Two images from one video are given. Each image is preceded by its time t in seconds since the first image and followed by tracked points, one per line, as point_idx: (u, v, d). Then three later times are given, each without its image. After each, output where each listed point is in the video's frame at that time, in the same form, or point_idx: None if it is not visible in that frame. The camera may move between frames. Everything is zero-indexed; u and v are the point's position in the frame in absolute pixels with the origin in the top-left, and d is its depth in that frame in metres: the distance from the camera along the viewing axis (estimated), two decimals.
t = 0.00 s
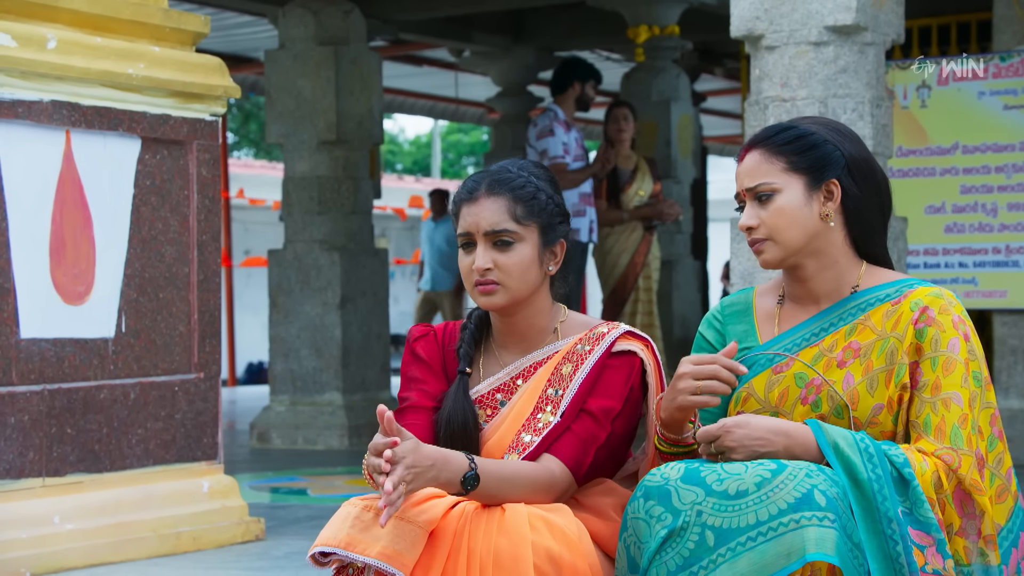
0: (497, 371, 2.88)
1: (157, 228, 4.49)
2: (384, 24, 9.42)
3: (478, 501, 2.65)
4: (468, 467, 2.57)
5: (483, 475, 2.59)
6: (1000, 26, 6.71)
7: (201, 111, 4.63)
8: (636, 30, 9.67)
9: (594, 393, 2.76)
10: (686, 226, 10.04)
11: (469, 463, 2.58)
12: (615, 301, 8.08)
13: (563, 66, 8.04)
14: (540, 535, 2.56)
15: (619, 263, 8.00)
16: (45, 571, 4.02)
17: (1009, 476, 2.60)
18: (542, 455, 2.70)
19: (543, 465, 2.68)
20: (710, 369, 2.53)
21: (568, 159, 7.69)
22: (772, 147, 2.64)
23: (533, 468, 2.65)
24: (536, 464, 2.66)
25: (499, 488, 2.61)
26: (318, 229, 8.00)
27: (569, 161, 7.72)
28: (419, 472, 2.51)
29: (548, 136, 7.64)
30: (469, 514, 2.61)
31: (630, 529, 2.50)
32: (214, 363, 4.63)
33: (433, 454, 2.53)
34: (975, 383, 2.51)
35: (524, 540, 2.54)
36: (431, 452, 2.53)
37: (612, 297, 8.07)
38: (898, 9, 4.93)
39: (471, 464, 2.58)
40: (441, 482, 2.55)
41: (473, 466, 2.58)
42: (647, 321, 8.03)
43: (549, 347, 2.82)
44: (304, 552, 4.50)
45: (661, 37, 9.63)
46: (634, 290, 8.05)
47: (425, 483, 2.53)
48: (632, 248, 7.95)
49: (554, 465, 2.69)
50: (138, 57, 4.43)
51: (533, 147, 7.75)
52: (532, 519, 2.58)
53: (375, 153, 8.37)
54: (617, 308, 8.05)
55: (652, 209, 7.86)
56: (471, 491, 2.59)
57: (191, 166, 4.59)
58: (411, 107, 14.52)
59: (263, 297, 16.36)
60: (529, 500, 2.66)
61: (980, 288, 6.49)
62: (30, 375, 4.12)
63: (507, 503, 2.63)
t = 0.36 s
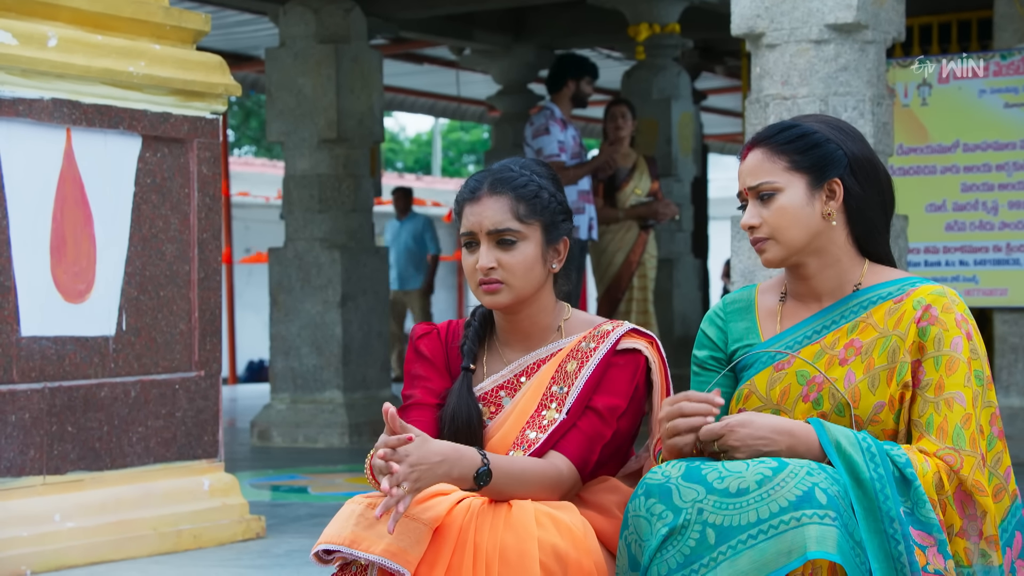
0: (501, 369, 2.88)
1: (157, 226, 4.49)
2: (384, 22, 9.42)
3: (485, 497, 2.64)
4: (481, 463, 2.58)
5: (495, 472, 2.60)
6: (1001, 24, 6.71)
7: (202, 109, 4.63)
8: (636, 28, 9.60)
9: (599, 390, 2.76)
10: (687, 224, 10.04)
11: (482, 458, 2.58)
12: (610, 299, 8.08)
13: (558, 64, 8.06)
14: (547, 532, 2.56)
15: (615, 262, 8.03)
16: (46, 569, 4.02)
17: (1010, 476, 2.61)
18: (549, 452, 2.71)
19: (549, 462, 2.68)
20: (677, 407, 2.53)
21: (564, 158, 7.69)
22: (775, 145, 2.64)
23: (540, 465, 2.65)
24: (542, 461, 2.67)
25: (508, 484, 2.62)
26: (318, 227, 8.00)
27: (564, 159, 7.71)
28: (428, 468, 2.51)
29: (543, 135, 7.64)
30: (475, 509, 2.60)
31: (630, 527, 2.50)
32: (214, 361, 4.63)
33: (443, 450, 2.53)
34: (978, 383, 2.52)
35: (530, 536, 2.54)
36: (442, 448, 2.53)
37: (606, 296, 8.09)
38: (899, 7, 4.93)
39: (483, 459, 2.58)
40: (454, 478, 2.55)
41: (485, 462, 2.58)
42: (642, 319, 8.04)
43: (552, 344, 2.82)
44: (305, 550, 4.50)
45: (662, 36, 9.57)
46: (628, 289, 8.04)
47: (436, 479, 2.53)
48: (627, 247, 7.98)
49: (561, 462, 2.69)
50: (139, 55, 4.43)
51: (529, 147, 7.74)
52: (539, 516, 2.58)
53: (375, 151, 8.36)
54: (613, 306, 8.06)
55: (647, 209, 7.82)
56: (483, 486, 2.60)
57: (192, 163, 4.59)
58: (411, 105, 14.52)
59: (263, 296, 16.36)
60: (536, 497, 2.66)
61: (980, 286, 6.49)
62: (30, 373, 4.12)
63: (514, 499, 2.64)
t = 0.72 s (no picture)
0: (502, 368, 2.88)
1: (157, 225, 4.49)
2: (384, 21, 9.42)
3: (494, 497, 2.63)
4: (497, 463, 2.58)
5: (511, 472, 2.59)
6: (1000, 23, 6.71)
7: (202, 108, 4.63)
8: (636, 27, 9.47)
9: (604, 389, 2.77)
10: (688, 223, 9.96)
11: (498, 458, 2.58)
12: (608, 299, 8.09)
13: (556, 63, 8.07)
14: (554, 533, 2.57)
15: (613, 263, 8.03)
16: (46, 568, 4.02)
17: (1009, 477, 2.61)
18: (555, 451, 2.70)
19: (558, 461, 2.67)
20: (673, 426, 2.51)
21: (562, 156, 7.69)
22: (776, 144, 2.64)
23: (550, 465, 2.65)
24: (551, 460, 2.66)
25: (522, 487, 2.61)
26: (318, 226, 8.00)
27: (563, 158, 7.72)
28: (445, 468, 2.52)
29: (540, 135, 7.65)
30: (484, 509, 2.59)
31: (630, 526, 2.50)
32: (215, 360, 4.63)
33: (461, 451, 2.54)
34: (978, 385, 2.51)
35: (538, 537, 2.55)
36: (460, 448, 2.54)
37: (604, 297, 8.09)
38: (899, 6, 4.93)
39: (500, 459, 2.58)
40: (471, 478, 2.55)
41: (502, 462, 2.58)
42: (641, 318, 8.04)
43: (555, 343, 2.82)
44: (305, 550, 4.50)
45: (662, 35, 9.53)
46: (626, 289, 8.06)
47: (453, 479, 2.53)
48: (625, 247, 7.98)
49: (569, 462, 2.69)
50: (139, 54, 4.43)
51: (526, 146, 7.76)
52: (547, 517, 2.59)
53: (375, 151, 8.36)
54: (611, 307, 8.07)
55: (647, 209, 7.81)
56: (499, 486, 2.59)
57: (192, 163, 4.59)
58: (411, 105, 14.52)
59: (263, 295, 16.36)
60: (546, 498, 2.66)
61: (980, 285, 6.50)
62: (30, 372, 4.12)
63: (524, 500, 2.63)
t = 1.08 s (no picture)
0: (504, 367, 2.88)
1: (157, 224, 4.49)
2: (384, 20, 9.42)
3: (495, 495, 2.63)
4: (500, 463, 2.57)
5: (513, 471, 2.59)
6: (1000, 21, 6.71)
7: (201, 106, 4.63)
8: (636, 25, 9.48)
9: (605, 389, 2.77)
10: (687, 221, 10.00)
11: (501, 458, 2.57)
12: (609, 299, 8.09)
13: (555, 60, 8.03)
14: (554, 532, 2.57)
15: (614, 261, 8.04)
16: (46, 567, 4.02)
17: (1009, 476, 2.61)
18: (556, 451, 2.70)
19: (558, 461, 2.67)
20: (678, 427, 2.53)
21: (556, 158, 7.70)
22: (784, 142, 2.64)
23: (551, 465, 2.65)
24: (552, 460, 2.66)
25: (520, 485, 2.61)
26: (318, 225, 8.00)
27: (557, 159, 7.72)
28: (448, 468, 2.51)
29: (538, 134, 7.66)
30: (485, 508, 2.60)
31: (630, 523, 2.50)
32: (214, 358, 4.63)
33: (464, 451, 2.53)
34: (982, 385, 2.51)
35: (538, 536, 2.55)
36: (463, 448, 2.53)
37: (605, 296, 8.09)
38: (899, 5, 4.92)
39: (502, 459, 2.57)
40: (474, 477, 2.55)
41: (505, 462, 2.57)
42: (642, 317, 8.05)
43: (556, 342, 2.82)
44: (305, 548, 4.50)
45: (661, 34, 9.51)
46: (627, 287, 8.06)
47: (456, 479, 2.53)
48: (626, 245, 7.98)
49: (570, 462, 2.69)
50: (139, 53, 4.43)
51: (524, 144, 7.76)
52: (547, 516, 2.59)
53: (375, 149, 8.36)
54: (611, 306, 8.08)
55: (647, 206, 7.81)
56: (501, 486, 2.59)
57: (192, 161, 4.59)
58: (411, 104, 14.52)
59: (263, 294, 16.36)
60: (546, 497, 2.65)
61: (980, 284, 6.51)
62: (30, 370, 4.12)
63: (524, 499, 2.63)
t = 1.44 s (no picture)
0: (504, 363, 2.88)
1: (157, 220, 4.49)
2: (384, 17, 9.42)
3: (493, 492, 2.64)
4: (496, 459, 2.58)
5: (510, 469, 2.60)
6: (1001, 18, 6.71)
7: (201, 103, 4.63)
8: (636, 22, 9.28)
9: (604, 385, 2.76)
10: (687, 217, 9.92)
11: (497, 454, 2.58)
12: (609, 296, 8.08)
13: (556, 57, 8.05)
14: (553, 529, 2.57)
15: (614, 257, 8.03)
16: (47, 563, 4.03)
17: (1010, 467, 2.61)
18: (555, 447, 2.71)
19: (556, 458, 2.67)
20: (682, 423, 2.53)
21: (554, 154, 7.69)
22: (793, 136, 2.64)
23: (548, 462, 2.65)
24: (550, 457, 2.66)
25: (518, 481, 2.61)
26: (318, 222, 8.00)
27: (556, 155, 7.71)
28: (444, 464, 2.51)
29: (535, 130, 7.64)
30: (484, 505, 2.60)
31: (631, 519, 2.50)
32: (214, 355, 4.64)
33: (459, 447, 2.54)
34: (987, 379, 2.51)
35: (537, 533, 2.55)
36: (459, 444, 2.53)
37: (605, 293, 8.07)
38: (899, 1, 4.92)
39: (498, 455, 2.58)
40: (470, 473, 2.55)
41: (501, 458, 2.58)
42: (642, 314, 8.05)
43: (556, 340, 2.83)
44: (305, 545, 4.51)
45: (661, 30, 9.40)
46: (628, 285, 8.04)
47: (454, 476, 2.53)
48: (626, 242, 7.98)
49: (568, 458, 2.69)
50: (139, 49, 4.43)
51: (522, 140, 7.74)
52: (546, 512, 2.59)
53: (375, 146, 8.35)
54: (611, 303, 8.08)
55: (647, 203, 7.84)
56: (498, 482, 2.59)
57: (192, 158, 4.59)
58: (410, 101, 14.56)
59: (262, 291, 16.36)
60: (545, 494, 2.65)
61: (980, 281, 6.53)
62: (30, 367, 4.13)
63: (523, 496, 2.63)
